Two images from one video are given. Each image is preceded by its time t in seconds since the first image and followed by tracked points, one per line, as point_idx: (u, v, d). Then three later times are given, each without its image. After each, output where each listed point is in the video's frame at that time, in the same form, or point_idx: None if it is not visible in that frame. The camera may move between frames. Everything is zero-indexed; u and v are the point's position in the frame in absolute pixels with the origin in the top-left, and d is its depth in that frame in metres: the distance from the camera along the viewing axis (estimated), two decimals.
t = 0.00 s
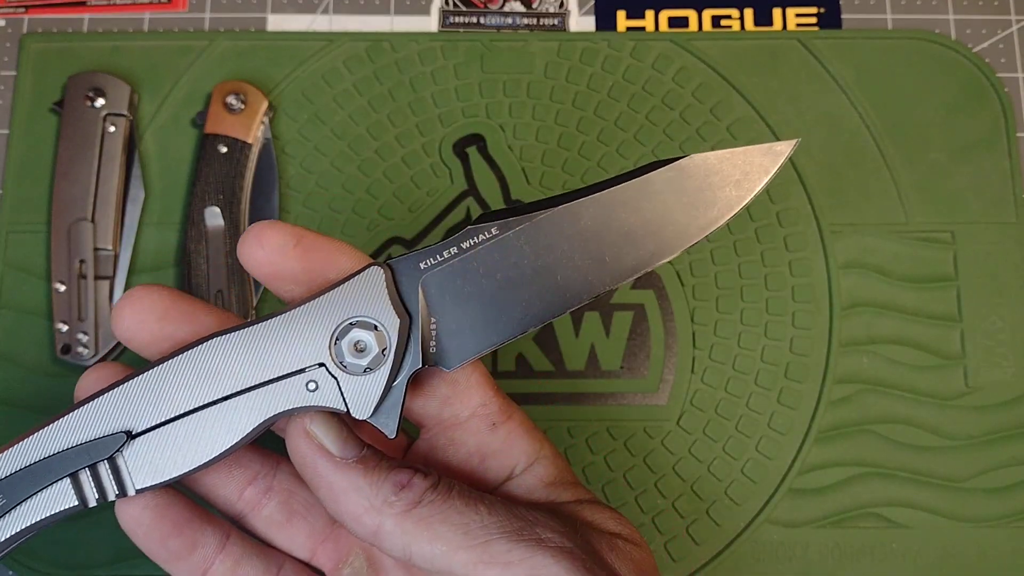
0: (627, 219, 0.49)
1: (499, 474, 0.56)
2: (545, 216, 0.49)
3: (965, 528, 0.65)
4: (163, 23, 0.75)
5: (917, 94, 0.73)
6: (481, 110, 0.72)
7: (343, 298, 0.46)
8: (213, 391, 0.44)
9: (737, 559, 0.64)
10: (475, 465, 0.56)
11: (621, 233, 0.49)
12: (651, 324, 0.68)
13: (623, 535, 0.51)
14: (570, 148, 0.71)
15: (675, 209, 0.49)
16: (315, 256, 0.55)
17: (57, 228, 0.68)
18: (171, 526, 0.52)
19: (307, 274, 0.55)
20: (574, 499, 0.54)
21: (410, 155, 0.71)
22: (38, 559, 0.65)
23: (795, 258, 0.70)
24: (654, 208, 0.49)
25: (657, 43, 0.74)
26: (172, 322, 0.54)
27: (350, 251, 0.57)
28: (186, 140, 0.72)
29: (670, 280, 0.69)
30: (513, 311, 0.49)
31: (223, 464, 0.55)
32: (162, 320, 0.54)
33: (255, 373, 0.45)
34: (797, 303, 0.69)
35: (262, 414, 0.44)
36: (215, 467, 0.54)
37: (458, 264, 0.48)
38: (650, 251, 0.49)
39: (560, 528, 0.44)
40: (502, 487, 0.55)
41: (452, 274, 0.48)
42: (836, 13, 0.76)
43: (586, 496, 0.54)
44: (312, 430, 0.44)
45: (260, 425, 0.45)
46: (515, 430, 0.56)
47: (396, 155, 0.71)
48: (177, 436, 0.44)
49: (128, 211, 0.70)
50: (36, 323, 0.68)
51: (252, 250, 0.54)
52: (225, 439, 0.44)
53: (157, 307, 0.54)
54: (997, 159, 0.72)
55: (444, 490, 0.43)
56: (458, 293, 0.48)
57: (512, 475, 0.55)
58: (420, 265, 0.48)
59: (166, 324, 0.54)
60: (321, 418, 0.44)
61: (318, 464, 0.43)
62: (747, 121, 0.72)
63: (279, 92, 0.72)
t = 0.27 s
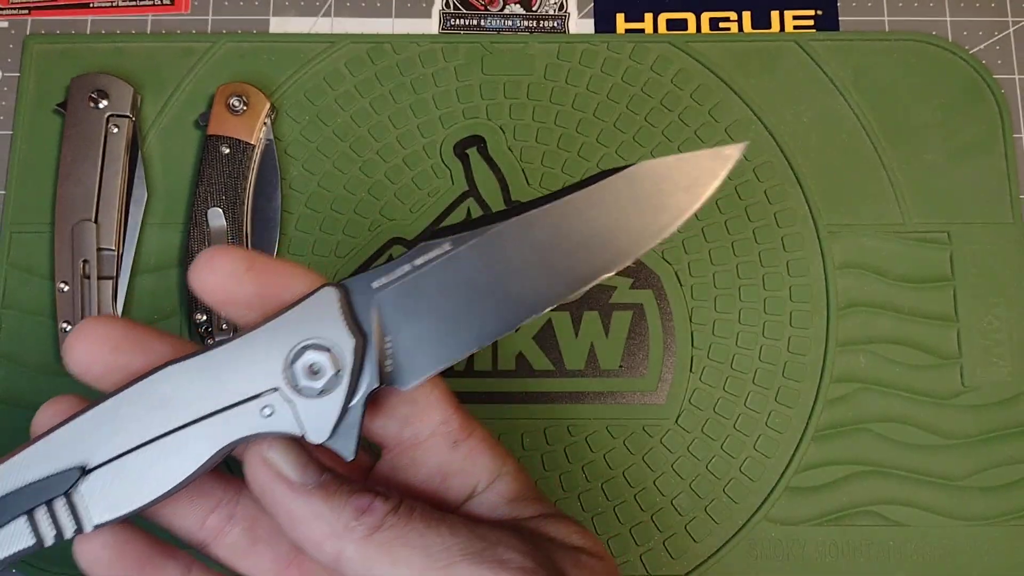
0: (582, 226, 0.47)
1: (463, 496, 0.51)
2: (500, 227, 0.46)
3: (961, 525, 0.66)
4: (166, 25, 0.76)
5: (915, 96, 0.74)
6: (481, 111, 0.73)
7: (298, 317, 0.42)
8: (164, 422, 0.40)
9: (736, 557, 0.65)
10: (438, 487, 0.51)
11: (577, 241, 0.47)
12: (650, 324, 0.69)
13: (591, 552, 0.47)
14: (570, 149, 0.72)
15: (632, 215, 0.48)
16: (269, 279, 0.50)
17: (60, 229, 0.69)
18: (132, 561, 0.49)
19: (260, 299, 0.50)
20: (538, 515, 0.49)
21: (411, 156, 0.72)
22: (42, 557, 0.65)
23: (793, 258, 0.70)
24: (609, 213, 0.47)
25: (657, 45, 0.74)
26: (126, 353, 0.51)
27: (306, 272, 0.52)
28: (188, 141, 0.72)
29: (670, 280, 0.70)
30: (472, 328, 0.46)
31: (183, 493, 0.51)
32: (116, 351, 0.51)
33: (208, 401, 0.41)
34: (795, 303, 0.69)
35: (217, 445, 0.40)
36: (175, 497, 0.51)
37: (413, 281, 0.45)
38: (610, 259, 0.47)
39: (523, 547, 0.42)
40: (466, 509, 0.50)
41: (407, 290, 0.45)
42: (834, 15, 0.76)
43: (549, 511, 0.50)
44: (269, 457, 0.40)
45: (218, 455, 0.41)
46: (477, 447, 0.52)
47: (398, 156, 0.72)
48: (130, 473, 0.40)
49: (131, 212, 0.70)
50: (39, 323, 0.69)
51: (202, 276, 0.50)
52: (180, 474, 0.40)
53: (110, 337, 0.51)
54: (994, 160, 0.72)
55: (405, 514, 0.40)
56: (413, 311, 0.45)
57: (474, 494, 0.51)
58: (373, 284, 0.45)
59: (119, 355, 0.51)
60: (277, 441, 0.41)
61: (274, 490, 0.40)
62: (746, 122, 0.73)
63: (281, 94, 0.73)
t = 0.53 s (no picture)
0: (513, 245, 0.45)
1: (421, 522, 0.51)
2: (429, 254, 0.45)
3: (962, 526, 0.66)
4: (165, 25, 0.76)
5: (915, 95, 0.73)
6: (481, 111, 0.73)
7: (239, 356, 0.43)
8: (116, 471, 0.41)
9: (737, 558, 0.65)
10: (396, 516, 0.52)
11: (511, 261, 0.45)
12: (650, 324, 0.69)
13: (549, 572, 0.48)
14: (570, 148, 0.72)
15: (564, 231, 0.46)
16: (214, 319, 0.49)
17: (60, 229, 0.69)
18: None
19: (204, 338, 0.50)
20: (497, 537, 0.50)
21: (411, 156, 0.72)
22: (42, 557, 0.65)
23: (794, 258, 0.70)
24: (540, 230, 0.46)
25: (657, 45, 0.74)
26: (81, 405, 0.51)
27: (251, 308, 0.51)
28: (188, 141, 0.72)
29: (670, 280, 0.69)
30: (412, 356, 0.45)
31: (147, 535, 0.51)
32: (70, 403, 0.50)
33: (158, 446, 0.41)
34: (796, 303, 0.69)
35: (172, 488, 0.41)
36: (137, 540, 0.50)
37: (351, 311, 0.45)
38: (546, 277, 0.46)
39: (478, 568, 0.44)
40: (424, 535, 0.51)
41: (345, 322, 0.45)
42: (834, 15, 0.76)
43: (511, 531, 0.51)
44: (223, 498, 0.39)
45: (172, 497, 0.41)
46: (434, 474, 0.52)
47: (397, 156, 0.72)
48: (86, 521, 0.41)
49: (131, 212, 0.70)
50: (39, 323, 0.69)
51: (146, 321, 0.50)
52: (135, 519, 0.41)
53: (61, 390, 0.50)
54: (995, 159, 0.72)
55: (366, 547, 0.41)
56: (352, 341, 0.45)
57: (432, 520, 0.51)
58: (313, 318, 0.44)
59: (73, 409, 0.50)
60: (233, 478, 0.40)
61: (231, 530, 0.39)
62: (746, 122, 0.73)
63: (280, 94, 0.73)
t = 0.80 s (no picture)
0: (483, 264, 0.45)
1: (402, 539, 0.52)
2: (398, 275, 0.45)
3: (962, 526, 0.66)
4: (165, 25, 0.76)
5: (915, 95, 0.73)
6: (481, 111, 0.73)
7: (208, 384, 0.43)
8: (89, 500, 0.41)
9: (737, 558, 0.65)
10: (376, 533, 0.52)
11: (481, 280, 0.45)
12: (650, 323, 0.69)
13: None
14: (570, 148, 0.72)
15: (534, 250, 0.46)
16: (182, 344, 0.48)
17: (60, 229, 0.69)
18: None
19: (175, 365, 0.49)
20: (479, 552, 0.51)
21: (411, 156, 0.72)
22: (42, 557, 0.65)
23: (794, 258, 0.70)
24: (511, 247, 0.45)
25: (657, 45, 0.74)
26: (55, 431, 0.51)
27: (224, 333, 0.50)
28: (188, 141, 0.72)
29: (670, 280, 0.69)
30: (383, 378, 0.44)
31: (127, 559, 0.49)
32: (44, 429, 0.51)
33: (129, 476, 0.41)
34: (796, 303, 0.69)
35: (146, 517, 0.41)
36: (119, 564, 0.49)
37: (320, 334, 0.44)
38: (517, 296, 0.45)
39: None
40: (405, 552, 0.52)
41: (316, 345, 0.44)
42: (834, 15, 0.76)
43: (493, 545, 0.52)
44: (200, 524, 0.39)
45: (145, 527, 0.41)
46: (415, 491, 0.52)
47: (397, 156, 0.72)
48: (62, 550, 0.41)
49: (131, 212, 0.70)
50: (39, 323, 0.69)
51: (118, 348, 0.49)
52: (112, 547, 0.41)
53: (36, 416, 0.50)
54: (995, 159, 0.72)
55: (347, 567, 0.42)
56: (323, 364, 0.44)
57: (414, 536, 0.52)
58: (283, 341, 0.44)
59: (47, 435, 0.51)
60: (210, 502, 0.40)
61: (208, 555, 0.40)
62: (746, 122, 0.73)
63: (280, 94, 0.73)
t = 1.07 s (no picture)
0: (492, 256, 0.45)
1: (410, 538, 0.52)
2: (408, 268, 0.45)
3: (962, 526, 0.66)
4: (165, 25, 0.76)
5: (915, 95, 0.73)
6: (481, 111, 0.73)
7: (222, 378, 0.43)
8: (102, 496, 0.41)
9: (736, 558, 0.65)
10: (385, 531, 0.52)
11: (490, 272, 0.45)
12: (650, 323, 0.69)
13: None
14: (570, 148, 0.72)
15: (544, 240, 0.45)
16: (195, 340, 0.48)
17: (60, 229, 0.69)
18: None
19: (186, 359, 0.48)
20: (488, 551, 0.51)
21: (411, 156, 0.72)
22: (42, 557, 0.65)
23: (794, 258, 0.70)
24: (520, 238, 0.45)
25: (657, 44, 0.74)
26: (65, 430, 0.51)
27: (236, 328, 0.50)
28: (188, 141, 0.72)
29: (670, 280, 0.69)
30: (394, 371, 0.44)
31: (135, 559, 0.50)
32: (53, 428, 0.51)
33: (141, 472, 0.41)
34: (796, 303, 0.69)
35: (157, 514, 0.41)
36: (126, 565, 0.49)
37: (332, 327, 0.44)
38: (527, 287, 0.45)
39: None
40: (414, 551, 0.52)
41: (327, 338, 0.44)
42: (834, 15, 0.76)
43: (500, 545, 0.52)
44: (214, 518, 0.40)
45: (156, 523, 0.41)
46: (423, 489, 0.52)
47: (397, 156, 0.72)
48: (74, 547, 0.40)
49: (131, 212, 0.70)
50: (39, 323, 0.69)
51: (127, 343, 0.48)
52: (124, 545, 0.41)
53: (45, 415, 0.50)
54: (995, 159, 0.72)
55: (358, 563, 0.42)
56: (335, 357, 0.44)
57: (422, 535, 0.52)
58: (295, 335, 0.44)
59: (56, 433, 0.50)
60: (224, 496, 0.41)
61: (220, 549, 0.40)
62: (746, 122, 0.73)
63: (280, 94, 0.73)
